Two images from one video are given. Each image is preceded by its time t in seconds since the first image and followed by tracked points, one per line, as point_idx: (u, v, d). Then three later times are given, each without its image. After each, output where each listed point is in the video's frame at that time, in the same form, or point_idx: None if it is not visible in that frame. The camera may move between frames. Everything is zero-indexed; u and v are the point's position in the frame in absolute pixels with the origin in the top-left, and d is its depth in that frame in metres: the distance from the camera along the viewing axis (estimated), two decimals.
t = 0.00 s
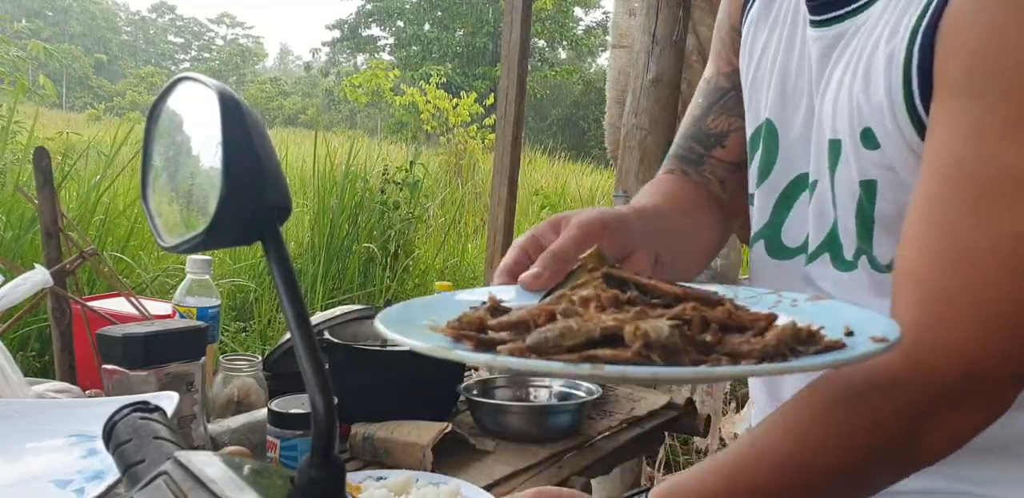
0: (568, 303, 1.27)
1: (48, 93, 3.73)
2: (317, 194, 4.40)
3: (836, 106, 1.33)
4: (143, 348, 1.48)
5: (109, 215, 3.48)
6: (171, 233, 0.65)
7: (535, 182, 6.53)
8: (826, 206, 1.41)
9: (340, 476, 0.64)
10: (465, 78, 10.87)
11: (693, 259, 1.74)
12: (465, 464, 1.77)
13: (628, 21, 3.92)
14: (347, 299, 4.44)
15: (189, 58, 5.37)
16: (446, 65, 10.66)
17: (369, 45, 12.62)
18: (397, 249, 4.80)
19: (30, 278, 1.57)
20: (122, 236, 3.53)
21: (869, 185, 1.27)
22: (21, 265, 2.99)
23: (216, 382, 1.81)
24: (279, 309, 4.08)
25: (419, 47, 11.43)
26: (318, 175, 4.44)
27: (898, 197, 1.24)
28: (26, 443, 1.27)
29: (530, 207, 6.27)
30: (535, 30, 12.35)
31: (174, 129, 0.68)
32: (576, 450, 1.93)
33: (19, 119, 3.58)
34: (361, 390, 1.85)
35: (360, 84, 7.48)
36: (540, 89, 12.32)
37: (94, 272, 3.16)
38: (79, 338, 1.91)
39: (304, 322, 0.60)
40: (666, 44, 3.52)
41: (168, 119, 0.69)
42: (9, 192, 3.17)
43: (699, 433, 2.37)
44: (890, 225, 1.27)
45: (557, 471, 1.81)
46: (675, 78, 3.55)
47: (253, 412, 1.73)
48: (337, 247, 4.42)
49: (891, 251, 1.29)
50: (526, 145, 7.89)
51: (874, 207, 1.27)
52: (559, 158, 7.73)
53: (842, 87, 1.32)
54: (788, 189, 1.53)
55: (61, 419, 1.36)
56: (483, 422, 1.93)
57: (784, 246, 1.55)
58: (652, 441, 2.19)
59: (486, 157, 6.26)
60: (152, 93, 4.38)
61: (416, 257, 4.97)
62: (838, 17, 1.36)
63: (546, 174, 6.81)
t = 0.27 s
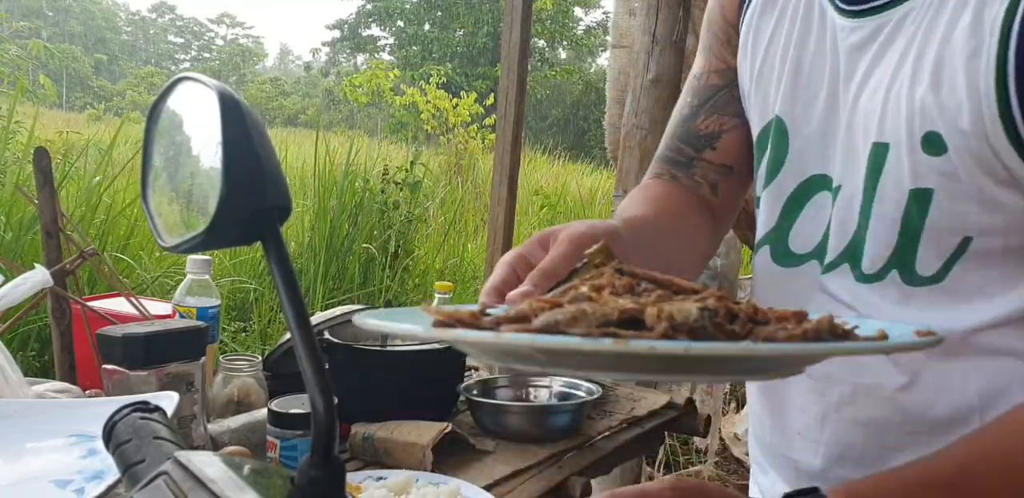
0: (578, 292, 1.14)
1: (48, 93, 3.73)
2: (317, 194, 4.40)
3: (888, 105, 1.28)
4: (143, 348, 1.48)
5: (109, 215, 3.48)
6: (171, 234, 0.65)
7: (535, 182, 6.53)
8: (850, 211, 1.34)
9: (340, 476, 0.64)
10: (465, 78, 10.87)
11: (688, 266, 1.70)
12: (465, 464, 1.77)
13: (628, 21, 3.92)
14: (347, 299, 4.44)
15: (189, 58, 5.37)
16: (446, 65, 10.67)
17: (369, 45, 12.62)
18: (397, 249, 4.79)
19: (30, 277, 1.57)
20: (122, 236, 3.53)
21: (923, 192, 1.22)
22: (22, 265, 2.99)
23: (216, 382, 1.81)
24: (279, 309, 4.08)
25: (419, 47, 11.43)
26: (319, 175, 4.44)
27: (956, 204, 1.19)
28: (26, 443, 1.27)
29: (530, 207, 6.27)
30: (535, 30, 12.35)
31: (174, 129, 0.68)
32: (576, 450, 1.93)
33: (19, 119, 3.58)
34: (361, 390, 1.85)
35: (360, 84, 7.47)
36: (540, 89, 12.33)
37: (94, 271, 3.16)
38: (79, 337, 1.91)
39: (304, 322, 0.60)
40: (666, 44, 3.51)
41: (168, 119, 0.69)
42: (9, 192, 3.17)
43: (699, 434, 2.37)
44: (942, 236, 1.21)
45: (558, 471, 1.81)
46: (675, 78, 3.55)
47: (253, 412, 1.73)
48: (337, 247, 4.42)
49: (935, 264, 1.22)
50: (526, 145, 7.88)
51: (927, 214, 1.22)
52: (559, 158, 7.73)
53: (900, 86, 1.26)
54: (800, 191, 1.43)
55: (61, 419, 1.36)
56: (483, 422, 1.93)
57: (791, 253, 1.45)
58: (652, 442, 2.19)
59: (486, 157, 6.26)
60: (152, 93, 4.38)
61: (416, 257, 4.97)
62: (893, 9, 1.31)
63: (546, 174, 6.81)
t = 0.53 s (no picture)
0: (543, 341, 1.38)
1: (48, 93, 3.72)
2: (317, 194, 4.40)
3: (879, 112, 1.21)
4: (143, 348, 1.48)
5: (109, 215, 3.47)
6: (170, 234, 0.65)
7: (535, 182, 6.53)
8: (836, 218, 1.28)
9: (340, 476, 0.64)
10: (465, 78, 10.88)
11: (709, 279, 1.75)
12: (465, 464, 1.77)
13: (628, 21, 3.91)
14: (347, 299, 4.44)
15: (189, 58, 5.37)
16: (446, 65, 10.68)
17: (369, 45, 12.62)
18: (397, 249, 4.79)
19: (30, 277, 1.57)
20: (122, 236, 3.53)
21: (913, 194, 1.17)
22: (22, 265, 2.99)
23: (216, 382, 1.81)
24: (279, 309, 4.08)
25: (419, 47, 11.43)
26: (318, 175, 4.44)
27: (950, 204, 1.14)
28: (26, 443, 1.27)
29: (530, 207, 6.27)
30: (535, 30, 12.35)
31: (174, 129, 0.68)
32: (576, 450, 1.93)
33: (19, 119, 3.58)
34: (361, 390, 1.85)
35: (360, 84, 7.47)
36: (540, 89, 12.33)
37: (93, 271, 3.16)
38: (79, 338, 1.91)
39: (304, 322, 0.61)
40: (666, 44, 3.51)
41: (168, 119, 0.69)
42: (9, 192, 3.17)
43: (699, 433, 2.37)
44: (932, 239, 1.15)
45: (558, 470, 1.81)
46: (675, 78, 3.55)
47: (253, 412, 1.73)
48: (337, 247, 4.42)
49: (925, 268, 1.16)
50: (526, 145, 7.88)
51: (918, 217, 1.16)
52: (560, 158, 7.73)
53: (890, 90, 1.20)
54: (781, 194, 1.38)
55: (61, 419, 1.36)
56: (483, 421, 1.92)
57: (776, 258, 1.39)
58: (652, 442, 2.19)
59: (486, 157, 6.26)
60: (152, 93, 4.38)
61: (416, 257, 4.97)
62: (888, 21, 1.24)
63: (546, 174, 6.81)
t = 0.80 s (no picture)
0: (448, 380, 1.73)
1: (48, 93, 3.72)
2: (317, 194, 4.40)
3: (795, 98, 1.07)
4: (143, 348, 1.48)
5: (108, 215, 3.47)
6: (170, 234, 0.65)
7: (535, 182, 6.54)
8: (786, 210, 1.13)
9: (341, 476, 0.64)
10: (465, 78, 10.88)
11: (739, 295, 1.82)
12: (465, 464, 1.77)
13: (628, 21, 3.91)
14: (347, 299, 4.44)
15: (189, 58, 5.37)
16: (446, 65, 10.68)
17: (369, 45, 12.63)
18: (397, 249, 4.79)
19: (30, 277, 1.57)
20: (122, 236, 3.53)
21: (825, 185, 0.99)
22: (22, 265, 2.99)
23: (216, 382, 1.81)
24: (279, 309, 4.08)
25: (419, 47, 11.43)
26: (318, 175, 4.44)
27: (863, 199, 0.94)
28: (26, 443, 1.27)
29: (530, 207, 6.32)
30: (535, 30, 12.36)
31: (174, 129, 0.68)
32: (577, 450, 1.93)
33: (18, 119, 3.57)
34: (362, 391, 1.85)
35: (361, 83, 7.47)
36: (540, 89, 12.35)
37: (93, 271, 3.16)
38: (79, 337, 1.91)
39: (305, 322, 0.61)
40: (666, 43, 3.50)
41: (168, 120, 0.69)
42: (9, 192, 3.17)
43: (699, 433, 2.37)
44: (853, 226, 0.97)
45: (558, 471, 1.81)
46: (675, 77, 3.54)
47: (253, 412, 1.73)
48: (337, 246, 4.42)
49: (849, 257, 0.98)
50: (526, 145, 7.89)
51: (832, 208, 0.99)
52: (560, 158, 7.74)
53: (802, 73, 1.06)
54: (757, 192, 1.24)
55: (61, 419, 1.36)
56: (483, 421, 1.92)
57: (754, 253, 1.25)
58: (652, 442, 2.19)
59: (486, 157, 6.26)
60: (152, 93, 4.39)
61: (416, 257, 4.97)
62: (814, 3, 1.09)
63: (546, 174, 6.82)
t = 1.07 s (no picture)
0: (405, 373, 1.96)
1: (48, 93, 3.72)
2: (318, 194, 4.39)
3: (754, 95, 1.08)
4: (143, 348, 1.48)
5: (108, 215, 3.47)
6: (171, 233, 0.65)
7: (535, 183, 6.53)
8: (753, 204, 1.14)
9: (341, 477, 0.64)
10: (465, 78, 10.88)
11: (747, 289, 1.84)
12: (464, 463, 1.77)
13: (628, 21, 3.91)
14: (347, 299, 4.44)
15: (189, 58, 5.37)
16: (446, 65, 10.68)
17: (369, 45, 12.62)
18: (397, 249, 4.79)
19: (30, 277, 1.57)
20: (122, 236, 3.52)
21: (779, 174, 1.02)
22: (22, 265, 2.99)
23: (216, 382, 1.81)
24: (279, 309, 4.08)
25: (419, 47, 11.42)
26: (319, 175, 4.44)
27: (813, 187, 0.99)
28: (26, 443, 1.27)
29: (530, 207, 6.28)
30: (535, 30, 12.35)
31: (174, 129, 0.68)
32: (576, 450, 1.93)
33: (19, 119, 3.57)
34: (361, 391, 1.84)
35: (361, 84, 7.47)
36: (540, 89, 12.35)
37: (94, 271, 3.16)
38: (79, 337, 1.91)
39: (304, 322, 0.60)
40: (666, 44, 3.50)
41: (168, 119, 0.69)
42: (9, 192, 3.17)
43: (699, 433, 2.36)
44: (805, 214, 1.01)
45: (558, 470, 1.81)
46: (675, 77, 3.54)
47: (254, 412, 1.74)
48: (337, 246, 4.42)
49: (807, 243, 1.02)
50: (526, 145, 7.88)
51: (788, 199, 1.02)
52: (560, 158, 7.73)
53: (756, 72, 1.07)
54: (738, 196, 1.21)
55: (61, 419, 1.36)
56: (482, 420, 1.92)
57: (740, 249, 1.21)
58: (652, 442, 2.18)
59: (486, 158, 6.26)
60: (152, 93, 4.39)
61: (416, 257, 4.97)
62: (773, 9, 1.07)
63: (546, 174, 6.81)
